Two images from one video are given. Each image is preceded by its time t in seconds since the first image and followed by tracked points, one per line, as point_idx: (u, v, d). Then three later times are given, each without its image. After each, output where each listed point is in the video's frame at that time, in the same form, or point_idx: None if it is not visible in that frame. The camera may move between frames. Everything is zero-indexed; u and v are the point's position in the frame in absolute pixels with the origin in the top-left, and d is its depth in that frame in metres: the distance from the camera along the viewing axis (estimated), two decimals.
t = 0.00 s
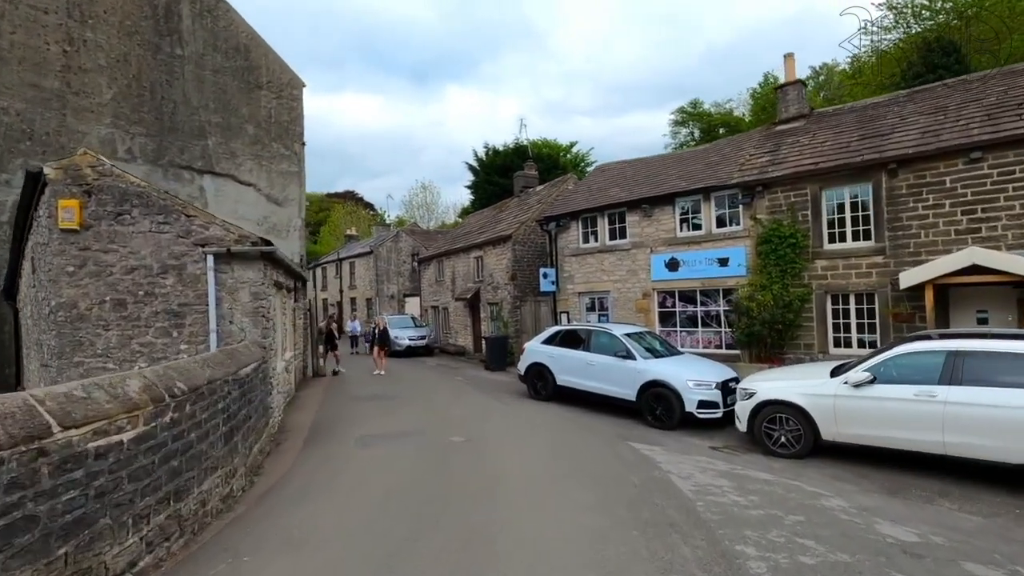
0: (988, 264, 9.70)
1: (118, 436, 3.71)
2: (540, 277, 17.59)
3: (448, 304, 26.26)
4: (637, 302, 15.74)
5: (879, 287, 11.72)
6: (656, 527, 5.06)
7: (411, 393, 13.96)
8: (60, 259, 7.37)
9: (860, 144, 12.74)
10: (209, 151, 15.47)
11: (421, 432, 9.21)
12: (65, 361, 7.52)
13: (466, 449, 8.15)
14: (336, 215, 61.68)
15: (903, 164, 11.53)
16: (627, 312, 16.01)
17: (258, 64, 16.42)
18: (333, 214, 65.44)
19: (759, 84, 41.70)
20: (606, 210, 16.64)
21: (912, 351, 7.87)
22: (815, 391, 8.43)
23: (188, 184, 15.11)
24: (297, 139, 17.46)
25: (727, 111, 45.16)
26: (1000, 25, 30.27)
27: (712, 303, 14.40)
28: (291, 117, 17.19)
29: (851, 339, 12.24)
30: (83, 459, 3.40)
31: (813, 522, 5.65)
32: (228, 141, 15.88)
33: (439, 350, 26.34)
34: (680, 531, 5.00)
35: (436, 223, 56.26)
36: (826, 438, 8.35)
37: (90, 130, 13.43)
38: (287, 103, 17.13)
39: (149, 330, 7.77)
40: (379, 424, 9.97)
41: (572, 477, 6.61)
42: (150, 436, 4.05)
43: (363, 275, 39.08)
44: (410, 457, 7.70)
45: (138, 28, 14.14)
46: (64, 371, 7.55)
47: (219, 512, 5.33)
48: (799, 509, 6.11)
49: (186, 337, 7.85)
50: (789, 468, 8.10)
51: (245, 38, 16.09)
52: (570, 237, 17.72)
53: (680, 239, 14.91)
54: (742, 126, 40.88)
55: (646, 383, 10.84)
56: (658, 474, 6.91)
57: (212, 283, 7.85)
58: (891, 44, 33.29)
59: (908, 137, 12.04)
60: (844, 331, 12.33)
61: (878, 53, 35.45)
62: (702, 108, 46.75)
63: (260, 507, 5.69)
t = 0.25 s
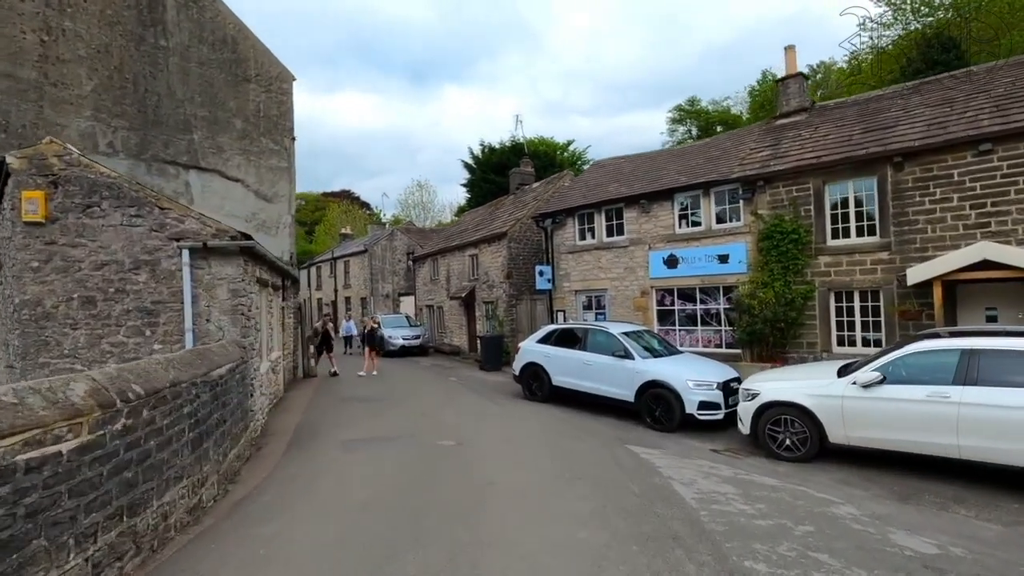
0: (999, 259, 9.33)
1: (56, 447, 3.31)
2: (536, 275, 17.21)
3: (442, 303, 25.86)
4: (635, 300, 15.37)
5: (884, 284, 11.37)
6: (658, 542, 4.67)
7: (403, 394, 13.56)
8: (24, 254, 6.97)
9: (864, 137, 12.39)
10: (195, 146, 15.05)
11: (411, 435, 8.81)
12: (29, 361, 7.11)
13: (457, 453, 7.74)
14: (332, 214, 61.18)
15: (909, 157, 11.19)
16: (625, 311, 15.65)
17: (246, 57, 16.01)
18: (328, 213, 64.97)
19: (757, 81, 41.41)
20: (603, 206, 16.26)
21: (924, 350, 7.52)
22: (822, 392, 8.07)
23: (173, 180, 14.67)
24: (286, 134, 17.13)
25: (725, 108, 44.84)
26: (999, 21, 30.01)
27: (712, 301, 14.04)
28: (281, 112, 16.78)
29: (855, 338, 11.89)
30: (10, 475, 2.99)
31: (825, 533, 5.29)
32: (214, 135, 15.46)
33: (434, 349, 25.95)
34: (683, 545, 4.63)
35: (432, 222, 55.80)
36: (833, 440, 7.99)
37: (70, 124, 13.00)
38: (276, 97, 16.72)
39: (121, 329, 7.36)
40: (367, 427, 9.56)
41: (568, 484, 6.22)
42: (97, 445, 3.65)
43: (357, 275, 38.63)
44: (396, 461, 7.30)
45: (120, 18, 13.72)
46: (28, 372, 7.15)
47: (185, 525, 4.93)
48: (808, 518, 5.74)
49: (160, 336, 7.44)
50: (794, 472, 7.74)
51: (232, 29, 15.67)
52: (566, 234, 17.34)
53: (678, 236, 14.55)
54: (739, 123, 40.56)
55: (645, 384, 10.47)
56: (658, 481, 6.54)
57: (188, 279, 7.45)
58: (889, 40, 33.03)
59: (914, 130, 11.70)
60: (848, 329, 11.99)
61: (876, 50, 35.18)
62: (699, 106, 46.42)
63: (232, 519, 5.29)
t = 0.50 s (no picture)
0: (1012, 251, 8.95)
1: None
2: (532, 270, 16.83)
3: (438, 299, 25.48)
4: (633, 295, 15.01)
5: (889, 278, 11.03)
6: (656, 554, 4.31)
7: (394, 391, 13.20)
8: None
9: (868, 127, 12.03)
10: (181, 136, 14.66)
11: (400, 434, 8.44)
12: None
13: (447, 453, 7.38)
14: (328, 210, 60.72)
15: (916, 147, 10.83)
16: (622, 307, 15.30)
17: (234, 46, 15.62)
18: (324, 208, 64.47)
19: (757, 76, 41.00)
20: (600, 200, 15.90)
21: (936, 346, 7.18)
22: (828, 390, 7.72)
23: (158, 171, 14.30)
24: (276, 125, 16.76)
25: (725, 103, 44.39)
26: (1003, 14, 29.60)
27: (713, 296, 13.68)
28: (270, 102, 16.38)
29: (859, 334, 11.55)
30: None
31: (834, 541, 4.93)
32: (201, 126, 15.08)
33: (430, 346, 25.60)
34: (683, 557, 4.26)
35: (429, 219, 55.37)
36: (840, 440, 7.64)
37: (48, 113, 12.76)
38: (266, 87, 16.33)
39: (89, 324, 7.01)
40: (355, 427, 9.19)
41: (560, 488, 5.86)
42: (32, 451, 3.28)
43: (353, 271, 38.23)
44: (380, 461, 6.93)
45: (103, 4, 13.35)
46: None
47: (144, 535, 4.56)
48: (816, 523, 5.39)
49: (132, 331, 7.08)
50: (799, 474, 7.39)
51: (220, 17, 15.28)
52: (563, 228, 16.97)
53: (677, 229, 14.18)
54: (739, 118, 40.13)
55: (643, 381, 10.12)
56: (656, 483, 6.18)
57: (161, 271, 7.08)
58: (892, 33, 32.58)
59: (920, 119, 11.34)
60: (853, 325, 11.65)
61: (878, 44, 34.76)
62: (698, 101, 45.94)
63: (198, 527, 4.91)
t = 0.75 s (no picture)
0: None
1: None
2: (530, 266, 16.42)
3: (435, 296, 25.08)
4: (634, 292, 14.60)
5: (900, 275, 10.61)
6: None
7: (387, 391, 12.80)
8: None
9: (878, 118, 11.59)
10: (167, 128, 14.26)
11: (388, 439, 8.05)
12: None
13: (435, 460, 6.99)
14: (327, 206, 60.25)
15: (929, 138, 10.39)
16: (623, 304, 14.89)
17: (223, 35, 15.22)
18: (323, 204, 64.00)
19: (760, 70, 40.44)
20: (599, 194, 15.47)
21: (954, 347, 6.78)
22: (838, 393, 7.30)
23: (144, 164, 13.89)
24: (267, 118, 16.36)
25: (727, 98, 43.82)
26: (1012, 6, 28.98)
27: (716, 293, 13.26)
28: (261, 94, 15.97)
29: (868, 333, 11.13)
30: None
31: (850, 560, 4.53)
32: (189, 118, 14.67)
33: (427, 344, 25.20)
34: None
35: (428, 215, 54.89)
36: (850, 446, 7.24)
37: (27, 102, 12.20)
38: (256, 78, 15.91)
39: (55, 323, 6.65)
40: (341, 430, 8.80)
41: (554, 501, 5.45)
42: None
43: (351, 267, 37.81)
44: (364, 470, 6.53)
45: None
46: None
47: (96, 556, 4.17)
48: (828, 539, 4.99)
49: (101, 329, 6.74)
50: (807, 482, 6.99)
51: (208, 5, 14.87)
52: (562, 223, 16.53)
53: (679, 224, 13.75)
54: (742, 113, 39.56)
55: (642, 382, 9.72)
56: (657, 495, 5.77)
57: (131, 267, 6.70)
58: (897, 26, 32.00)
59: (932, 109, 10.90)
60: (861, 323, 11.24)
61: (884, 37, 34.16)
62: (700, 95, 45.37)
63: (157, 546, 4.51)
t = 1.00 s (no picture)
0: None
1: None
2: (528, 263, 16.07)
3: (433, 294, 24.71)
4: (635, 290, 14.25)
5: (910, 271, 10.27)
6: None
7: (381, 391, 12.44)
8: None
9: (887, 109, 11.24)
10: (156, 121, 13.95)
11: (378, 440, 7.68)
12: None
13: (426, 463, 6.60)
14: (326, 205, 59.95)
15: (940, 129, 10.04)
16: (623, 301, 14.54)
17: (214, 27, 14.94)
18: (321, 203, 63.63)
19: (761, 68, 40.09)
20: (598, 189, 15.14)
21: (974, 345, 6.44)
22: (850, 393, 6.94)
23: (131, 157, 13.57)
24: (260, 111, 16.05)
25: (728, 96, 43.44)
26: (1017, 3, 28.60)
27: (720, 290, 12.90)
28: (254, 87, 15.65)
29: (876, 331, 10.77)
30: None
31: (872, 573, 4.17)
32: (178, 110, 14.36)
33: (424, 343, 24.84)
34: None
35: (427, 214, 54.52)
36: (863, 448, 6.88)
37: (9, 92, 11.94)
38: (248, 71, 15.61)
39: (22, 317, 6.43)
40: (330, 431, 8.42)
41: (550, 507, 5.10)
42: None
43: (348, 265, 37.45)
44: (350, 472, 6.16)
45: None
46: None
47: (47, 570, 3.80)
48: (845, 549, 4.63)
49: (72, 324, 6.47)
50: (818, 486, 6.63)
51: None
52: (561, 219, 16.16)
53: (681, 219, 13.41)
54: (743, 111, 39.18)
55: (644, 382, 9.38)
56: (661, 501, 5.42)
57: (104, 259, 6.35)
58: (901, 22, 31.62)
59: (943, 100, 10.55)
60: (869, 321, 10.89)
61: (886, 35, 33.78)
62: (701, 93, 44.98)
63: (117, 557, 4.14)
